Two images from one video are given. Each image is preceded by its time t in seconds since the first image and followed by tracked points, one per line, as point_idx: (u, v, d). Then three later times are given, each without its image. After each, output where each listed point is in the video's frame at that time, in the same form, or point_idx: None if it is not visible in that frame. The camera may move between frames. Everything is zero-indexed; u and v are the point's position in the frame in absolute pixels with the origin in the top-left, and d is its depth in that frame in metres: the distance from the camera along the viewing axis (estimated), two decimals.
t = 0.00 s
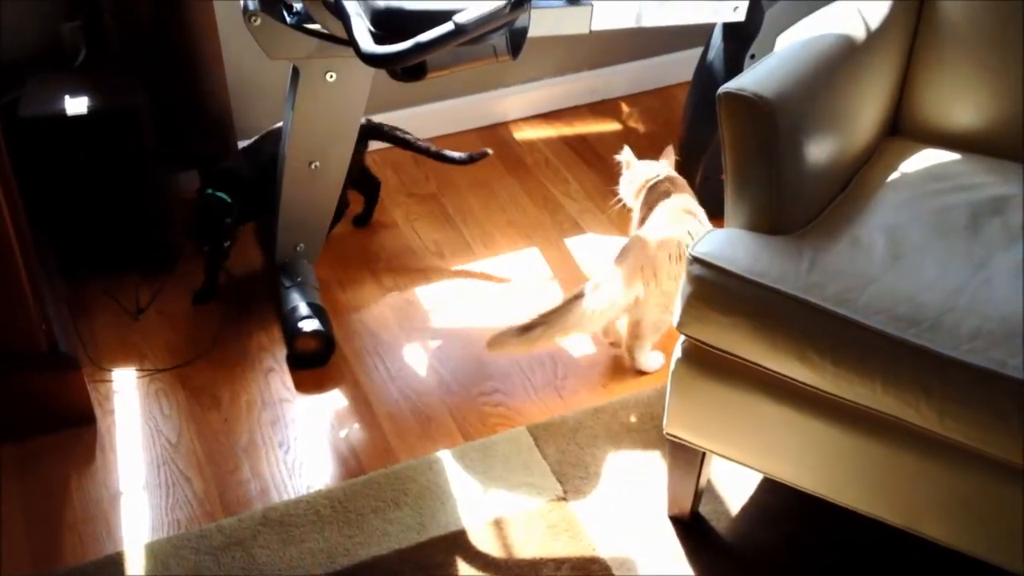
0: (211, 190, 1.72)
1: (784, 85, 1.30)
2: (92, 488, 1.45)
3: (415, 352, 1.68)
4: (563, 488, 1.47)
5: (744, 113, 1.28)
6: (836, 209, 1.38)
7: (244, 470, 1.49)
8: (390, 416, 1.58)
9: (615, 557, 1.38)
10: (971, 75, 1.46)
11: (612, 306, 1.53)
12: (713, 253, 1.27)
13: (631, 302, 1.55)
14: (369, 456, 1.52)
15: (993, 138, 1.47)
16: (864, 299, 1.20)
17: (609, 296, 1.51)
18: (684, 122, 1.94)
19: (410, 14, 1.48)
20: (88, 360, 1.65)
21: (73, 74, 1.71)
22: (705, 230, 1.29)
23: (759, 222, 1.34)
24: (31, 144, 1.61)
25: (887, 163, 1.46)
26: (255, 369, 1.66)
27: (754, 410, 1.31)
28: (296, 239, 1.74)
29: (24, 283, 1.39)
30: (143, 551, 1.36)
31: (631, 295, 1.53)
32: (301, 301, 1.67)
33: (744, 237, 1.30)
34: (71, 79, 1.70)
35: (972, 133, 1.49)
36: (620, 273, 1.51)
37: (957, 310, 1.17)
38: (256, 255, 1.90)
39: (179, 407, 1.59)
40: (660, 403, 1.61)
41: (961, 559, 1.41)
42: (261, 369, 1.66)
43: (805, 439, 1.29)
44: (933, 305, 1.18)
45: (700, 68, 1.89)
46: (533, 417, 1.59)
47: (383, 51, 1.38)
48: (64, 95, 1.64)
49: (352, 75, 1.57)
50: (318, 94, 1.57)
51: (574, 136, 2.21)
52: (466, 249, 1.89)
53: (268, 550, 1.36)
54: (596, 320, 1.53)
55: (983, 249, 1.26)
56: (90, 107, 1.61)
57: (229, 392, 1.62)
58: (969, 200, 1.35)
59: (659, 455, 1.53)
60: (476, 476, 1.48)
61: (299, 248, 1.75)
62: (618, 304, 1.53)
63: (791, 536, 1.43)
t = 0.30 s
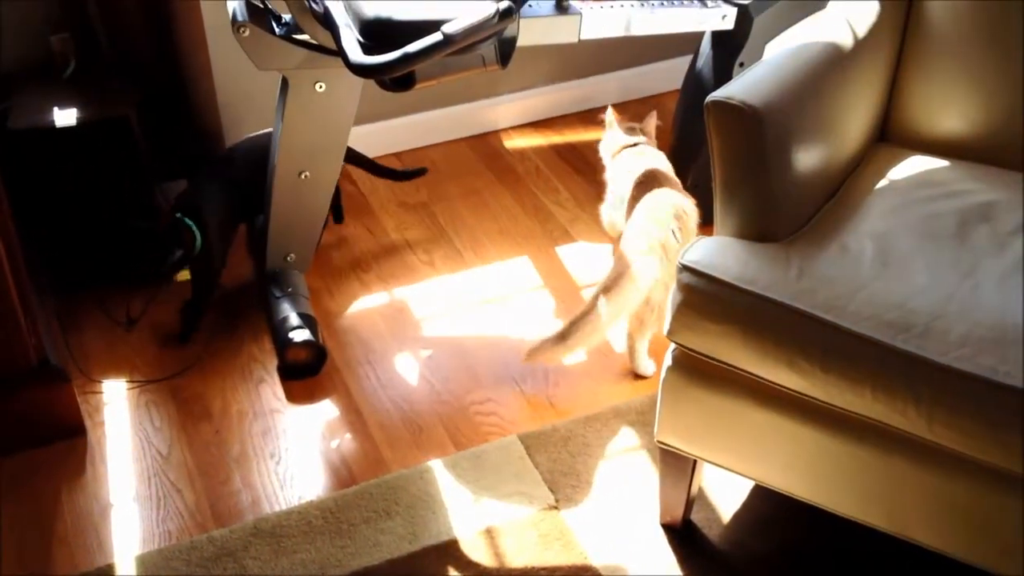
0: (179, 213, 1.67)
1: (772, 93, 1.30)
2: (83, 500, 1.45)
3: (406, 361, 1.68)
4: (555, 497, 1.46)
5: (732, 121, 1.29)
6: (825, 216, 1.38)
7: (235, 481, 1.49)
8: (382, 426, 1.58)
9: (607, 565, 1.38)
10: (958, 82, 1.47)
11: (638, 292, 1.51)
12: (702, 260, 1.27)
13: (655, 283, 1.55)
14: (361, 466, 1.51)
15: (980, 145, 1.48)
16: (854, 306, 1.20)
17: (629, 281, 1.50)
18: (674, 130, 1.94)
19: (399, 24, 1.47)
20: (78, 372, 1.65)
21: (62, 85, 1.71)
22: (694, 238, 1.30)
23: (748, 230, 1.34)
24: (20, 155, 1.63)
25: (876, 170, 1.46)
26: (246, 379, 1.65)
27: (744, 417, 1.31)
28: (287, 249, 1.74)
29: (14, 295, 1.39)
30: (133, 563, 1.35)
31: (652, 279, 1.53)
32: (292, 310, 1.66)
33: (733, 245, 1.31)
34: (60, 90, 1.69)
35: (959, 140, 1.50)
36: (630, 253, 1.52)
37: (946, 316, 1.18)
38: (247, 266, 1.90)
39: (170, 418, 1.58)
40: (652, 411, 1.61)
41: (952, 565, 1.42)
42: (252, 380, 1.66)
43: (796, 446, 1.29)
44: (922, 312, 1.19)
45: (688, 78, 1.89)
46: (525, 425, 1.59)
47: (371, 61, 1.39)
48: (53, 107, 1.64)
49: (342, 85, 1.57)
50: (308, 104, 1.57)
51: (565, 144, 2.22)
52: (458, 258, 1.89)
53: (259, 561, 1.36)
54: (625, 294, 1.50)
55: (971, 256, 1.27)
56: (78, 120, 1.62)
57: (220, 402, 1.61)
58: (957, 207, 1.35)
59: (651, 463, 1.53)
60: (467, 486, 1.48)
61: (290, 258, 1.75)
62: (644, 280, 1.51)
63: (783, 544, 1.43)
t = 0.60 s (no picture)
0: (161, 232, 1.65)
1: (761, 94, 1.30)
2: (71, 505, 1.44)
3: (396, 363, 1.68)
4: (546, 499, 1.46)
5: (721, 122, 1.29)
6: (814, 217, 1.38)
7: (225, 485, 1.48)
8: (372, 429, 1.57)
9: (598, 567, 1.37)
10: (947, 81, 1.47)
11: (641, 274, 1.53)
12: (692, 261, 1.27)
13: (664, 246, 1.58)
14: (350, 470, 1.51)
15: (969, 145, 1.48)
16: (843, 306, 1.20)
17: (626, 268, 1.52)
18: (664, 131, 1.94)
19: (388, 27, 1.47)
20: (66, 376, 1.64)
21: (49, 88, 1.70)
22: (684, 239, 1.29)
23: (738, 230, 1.34)
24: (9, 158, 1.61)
25: (865, 171, 1.46)
26: (235, 383, 1.65)
27: (734, 418, 1.31)
28: (277, 251, 1.73)
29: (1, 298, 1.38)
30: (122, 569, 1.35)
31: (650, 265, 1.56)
32: (282, 313, 1.66)
33: (722, 245, 1.31)
34: (48, 93, 1.69)
35: (947, 141, 1.50)
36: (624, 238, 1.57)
37: (935, 316, 1.18)
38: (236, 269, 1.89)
39: (159, 422, 1.58)
40: (643, 412, 1.61)
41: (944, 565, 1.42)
42: (241, 383, 1.65)
43: (787, 447, 1.29)
44: (911, 312, 1.19)
45: (679, 79, 1.88)
46: (516, 427, 1.58)
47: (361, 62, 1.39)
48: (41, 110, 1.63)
49: (331, 87, 1.57)
50: (297, 106, 1.57)
51: (555, 146, 2.21)
52: (448, 260, 1.88)
53: (249, 566, 1.35)
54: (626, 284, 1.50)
55: (960, 255, 1.27)
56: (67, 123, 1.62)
57: (209, 406, 1.61)
58: (946, 206, 1.35)
59: (642, 465, 1.52)
60: (458, 488, 1.47)
61: (280, 261, 1.74)
62: (645, 258, 1.53)
63: (774, 545, 1.43)
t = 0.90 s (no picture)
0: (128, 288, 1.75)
1: (750, 108, 1.30)
2: (65, 526, 1.44)
3: (389, 378, 1.67)
4: (541, 515, 1.46)
5: (711, 136, 1.29)
6: (804, 230, 1.39)
7: (219, 504, 1.48)
8: (366, 445, 1.57)
9: None
10: (934, 93, 1.47)
11: (643, 277, 1.57)
12: (684, 275, 1.27)
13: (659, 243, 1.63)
14: (345, 487, 1.51)
15: (957, 156, 1.48)
16: (835, 319, 1.21)
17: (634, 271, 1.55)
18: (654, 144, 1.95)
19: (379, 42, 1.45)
20: (59, 396, 1.64)
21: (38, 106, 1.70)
22: (676, 254, 1.30)
23: (730, 244, 1.35)
24: None
25: (855, 183, 1.47)
26: (228, 401, 1.65)
27: (729, 433, 1.31)
28: (269, 268, 1.73)
29: None
30: None
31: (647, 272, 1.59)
32: (275, 330, 1.65)
33: (714, 259, 1.31)
34: (37, 112, 1.68)
35: (936, 152, 1.50)
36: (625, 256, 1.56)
37: (927, 329, 1.18)
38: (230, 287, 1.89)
39: (153, 441, 1.57)
40: (637, 426, 1.60)
41: None
42: (235, 401, 1.65)
43: (780, 461, 1.29)
44: (902, 325, 1.19)
45: (669, 91, 1.89)
46: (510, 441, 1.58)
47: (350, 80, 1.40)
48: (30, 129, 1.63)
49: (321, 104, 1.57)
50: (286, 124, 1.57)
51: (546, 158, 2.22)
52: (440, 274, 1.88)
53: None
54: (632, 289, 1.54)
55: (950, 267, 1.27)
56: (57, 142, 1.60)
57: (203, 424, 1.60)
58: (936, 218, 1.36)
59: (637, 479, 1.52)
60: (452, 505, 1.47)
61: (272, 277, 1.73)
62: (645, 260, 1.58)
63: (770, 560, 1.43)
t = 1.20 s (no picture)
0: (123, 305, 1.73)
1: (750, 124, 1.31)
2: (65, 545, 1.43)
3: (389, 395, 1.67)
4: (542, 532, 1.45)
5: (711, 153, 1.29)
6: (805, 246, 1.39)
7: (219, 523, 1.47)
8: (366, 462, 1.57)
9: None
10: (933, 110, 1.48)
11: (647, 298, 1.59)
12: (684, 292, 1.27)
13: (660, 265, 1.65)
14: (345, 505, 1.50)
15: (956, 172, 1.49)
16: (836, 336, 1.20)
17: (642, 291, 1.57)
18: (653, 161, 1.95)
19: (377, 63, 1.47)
20: (59, 415, 1.63)
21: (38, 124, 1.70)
22: (676, 270, 1.30)
23: (730, 261, 1.35)
24: None
25: (855, 199, 1.47)
26: (228, 418, 1.64)
27: (730, 450, 1.31)
28: (269, 285, 1.73)
29: None
30: None
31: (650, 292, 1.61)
32: (275, 347, 1.65)
33: (714, 276, 1.31)
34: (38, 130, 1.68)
35: (936, 168, 1.50)
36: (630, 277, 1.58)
37: (928, 345, 1.18)
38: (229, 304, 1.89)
39: (152, 459, 1.57)
40: (638, 442, 1.60)
41: None
42: (235, 419, 1.64)
43: (782, 478, 1.29)
44: (903, 341, 1.19)
45: (667, 107, 1.89)
46: (511, 458, 1.57)
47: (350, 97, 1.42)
48: (31, 147, 1.63)
49: (321, 122, 1.57)
50: (286, 142, 1.57)
51: (545, 174, 2.22)
52: (440, 290, 1.88)
53: None
54: (639, 309, 1.56)
55: (951, 283, 1.27)
56: (58, 159, 1.60)
57: (202, 442, 1.60)
58: (936, 234, 1.36)
59: (638, 496, 1.52)
60: (453, 522, 1.46)
61: (272, 295, 1.73)
62: (651, 280, 1.59)
63: None
